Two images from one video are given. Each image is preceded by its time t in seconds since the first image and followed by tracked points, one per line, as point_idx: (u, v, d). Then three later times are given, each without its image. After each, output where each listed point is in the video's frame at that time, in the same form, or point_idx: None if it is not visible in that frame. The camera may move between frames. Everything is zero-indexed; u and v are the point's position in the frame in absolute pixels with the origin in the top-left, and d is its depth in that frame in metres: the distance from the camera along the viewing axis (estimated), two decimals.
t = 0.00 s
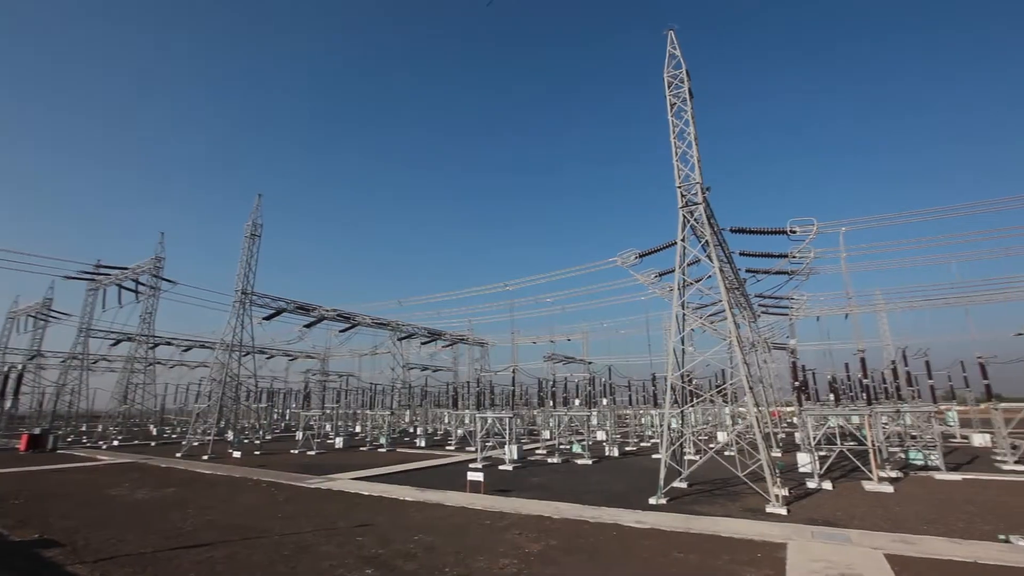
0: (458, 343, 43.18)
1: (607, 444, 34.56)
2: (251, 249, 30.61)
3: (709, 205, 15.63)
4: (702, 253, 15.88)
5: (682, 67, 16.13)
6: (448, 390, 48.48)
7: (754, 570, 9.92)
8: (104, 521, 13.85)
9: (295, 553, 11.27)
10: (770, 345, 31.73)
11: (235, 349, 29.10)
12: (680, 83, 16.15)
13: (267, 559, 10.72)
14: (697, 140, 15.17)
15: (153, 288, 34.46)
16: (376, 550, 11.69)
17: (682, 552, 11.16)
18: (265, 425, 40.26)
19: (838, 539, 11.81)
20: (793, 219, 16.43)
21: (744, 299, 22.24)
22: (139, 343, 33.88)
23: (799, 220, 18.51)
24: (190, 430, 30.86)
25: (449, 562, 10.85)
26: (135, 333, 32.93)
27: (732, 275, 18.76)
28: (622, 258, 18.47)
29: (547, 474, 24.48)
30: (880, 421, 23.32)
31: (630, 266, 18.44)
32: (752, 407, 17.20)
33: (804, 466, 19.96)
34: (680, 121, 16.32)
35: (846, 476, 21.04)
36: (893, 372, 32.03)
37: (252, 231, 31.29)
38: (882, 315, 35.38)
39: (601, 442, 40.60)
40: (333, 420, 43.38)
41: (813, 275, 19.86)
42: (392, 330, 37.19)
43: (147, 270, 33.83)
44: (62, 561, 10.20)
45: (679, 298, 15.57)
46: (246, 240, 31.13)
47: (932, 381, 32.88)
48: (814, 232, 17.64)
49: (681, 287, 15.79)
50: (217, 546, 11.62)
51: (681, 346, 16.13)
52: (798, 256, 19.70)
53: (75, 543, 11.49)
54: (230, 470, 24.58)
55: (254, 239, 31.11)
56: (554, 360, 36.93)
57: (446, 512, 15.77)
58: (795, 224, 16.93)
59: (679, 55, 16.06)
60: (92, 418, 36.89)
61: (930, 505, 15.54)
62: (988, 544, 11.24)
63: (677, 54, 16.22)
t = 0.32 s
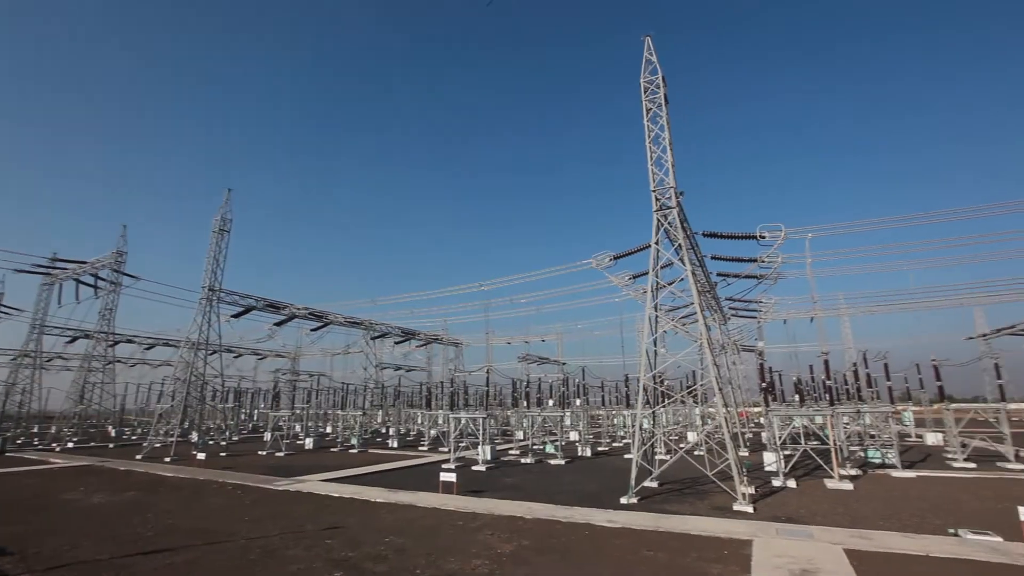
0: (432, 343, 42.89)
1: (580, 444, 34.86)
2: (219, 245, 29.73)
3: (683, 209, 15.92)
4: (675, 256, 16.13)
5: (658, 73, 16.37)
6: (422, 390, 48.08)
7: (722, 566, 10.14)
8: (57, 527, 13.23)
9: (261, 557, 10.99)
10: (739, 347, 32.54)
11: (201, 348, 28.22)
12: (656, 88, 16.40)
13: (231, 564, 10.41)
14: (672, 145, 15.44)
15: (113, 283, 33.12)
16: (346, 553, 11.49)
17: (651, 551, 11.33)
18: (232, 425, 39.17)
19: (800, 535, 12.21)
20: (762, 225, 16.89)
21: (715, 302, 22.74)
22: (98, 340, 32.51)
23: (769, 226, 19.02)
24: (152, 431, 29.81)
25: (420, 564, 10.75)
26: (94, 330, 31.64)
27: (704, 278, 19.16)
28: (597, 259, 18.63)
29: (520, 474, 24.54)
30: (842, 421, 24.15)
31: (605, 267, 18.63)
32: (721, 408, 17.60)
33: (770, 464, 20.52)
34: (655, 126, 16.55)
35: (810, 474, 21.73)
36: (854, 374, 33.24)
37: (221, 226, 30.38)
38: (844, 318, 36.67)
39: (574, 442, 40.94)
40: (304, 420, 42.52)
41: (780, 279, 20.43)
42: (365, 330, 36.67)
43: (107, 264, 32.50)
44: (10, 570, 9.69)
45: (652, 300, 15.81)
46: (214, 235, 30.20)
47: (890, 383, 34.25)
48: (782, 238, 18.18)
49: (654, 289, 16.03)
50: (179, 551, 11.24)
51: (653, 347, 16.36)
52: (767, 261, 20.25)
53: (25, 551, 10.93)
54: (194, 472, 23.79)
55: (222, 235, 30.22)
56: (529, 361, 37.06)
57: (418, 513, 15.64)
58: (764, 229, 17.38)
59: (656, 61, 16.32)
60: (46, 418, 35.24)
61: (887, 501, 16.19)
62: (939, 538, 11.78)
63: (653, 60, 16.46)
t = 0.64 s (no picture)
0: (406, 343, 42.48)
1: (553, 444, 35.03)
2: (185, 240, 28.75)
3: (657, 213, 16.16)
4: (648, 258, 16.32)
5: (635, 78, 16.56)
6: (395, 390, 47.54)
7: (691, 564, 10.31)
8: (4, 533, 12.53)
9: (226, 562, 10.65)
10: (709, 349, 33.26)
11: (164, 346, 27.23)
12: (633, 94, 16.62)
13: (193, 570, 10.04)
14: (647, 150, 15.65)
15: (70, 278, 31.68)
16: (314, 556, 11.24)
17: (622, 549, 11.44)
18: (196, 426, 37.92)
19: (766, 531, 12.52)
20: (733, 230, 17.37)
21: (687, 304, 23.15)
22: (52, 337, 31.05)
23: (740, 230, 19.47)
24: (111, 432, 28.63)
25: (390, 566, 10.59)
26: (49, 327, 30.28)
27: (676, 281, 19.50)
28: (572, 261, 18.75)
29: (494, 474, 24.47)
30: (806, 421, 24.90)
31: (580, 268, 18.74)
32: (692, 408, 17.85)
33: (738, 463, 20.98)
34: (631, 130, 16.75)
35: (775, 473, 22.33)
36: (818, 376, 34.32)
37: (188, 221, 29.40)
38: (809, 322, 37.84)
39: (547, 442, 41.13)
40: (272, 421, 41.51)
41: (750, 283, 20.95)
42: (337, 329, 36.07)
43: (64, 257, 31.07)
44: None
45: (626, 302, 15.99)
46: (180, 230, 29.19)
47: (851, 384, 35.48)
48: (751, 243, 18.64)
49: (628, 291, 16.20)
50: (137, 557, 10.79)
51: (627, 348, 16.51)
52: (737, 265, 20.73)
53: None
54: (154, 475, 22.92)
55: (189, 229, 29.24)
56: (503, 361, 37.10)
57: (390, 515, 15.44)
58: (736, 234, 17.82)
59: (633, 66, 16.54)
60: None
61: (847, 498, 16.74)
62: (896, 533, 12.22)
63: (630, 65, 16.65)
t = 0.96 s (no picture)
0: (378, 342, 41.93)
1: (526, 444, 35.08)
2: (147, 234, 27.66)
3: (630, 216, 16.36)
4: (621, 261, 16.50)
5: (611, 83, 16.73)
6: (366, 390, 46.86)
7: (659, 561, 10.46)
8: None
9: (186, 568, 10.28)
10: (680, 350, 33.89)
11: (123, 343, 26.13)
12: (609, 97, 16.79)
13: None
14: (621, 154, 15.84)
15: (22, 271, 30.08)
16: (280, 561, 10.95)
17: (591, 548, 11.51)
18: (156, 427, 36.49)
19: (731, 529, 12.82)
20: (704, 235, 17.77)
21: (659, 306, 23.53)
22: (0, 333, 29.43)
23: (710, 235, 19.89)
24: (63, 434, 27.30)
25: (359, 569, 10.41)
26: None
27: (648, 283, 19.80)
28: (546, 262, 18.82)
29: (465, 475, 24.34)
30: (771, 421, 25.60)
31: (554, 270, 18.81)
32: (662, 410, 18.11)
33: (706, 463, 21.40)
34: (607, 134, 16.91)
35: (741, 472, 22.89)
36: (782, 377, 35.40)
37: (151, 214, 28.29)
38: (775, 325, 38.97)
39: (519, 443, 41.20)
40: (238, 422, 40.32)
41: (719, 287, 21.44)
42: (307, 327, 35.30)
43: (15, 249, 29.52)
44: None
45: (599, 303, 16.12)
46: (142, 222, 28.08)
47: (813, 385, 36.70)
48: (721, 247, 19.09)
49: (601, 293, 16.35)
50: (91, 565, 10.31)
51: (599, 350, 16.63)
52: (707, 269, 21.18)
53: None
54: (110, 478, 21.92)
55: (152, 223, 28.15)
56: (476, 362, 37.03)
57: (359, 517, 15.18)
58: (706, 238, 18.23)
59: (609, 70, 16.74)
60: None
61: (808, 496, 17.29)
62: (853, 529, 12.69)
63: (607, 69, 16.81)
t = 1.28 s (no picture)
0: (348, 341, 41.20)
1: (496, 445, 35.01)
2: (103, 226, 26.40)
3: (603, 218, 16.52)
4: (593, 263, 16.64)
5: (586, 86, 16.86)
6: (334, 391, 45.96)
7: (627, 560, 10.57)
8: None
9: None
10: (649, 352, 34.43)
11: (75, 340, 24.90)
12: (583, 101, 16.93)
13: None
14: (595, 158, 15.98)
15: None
16: (241, 566, 10.58)
17: (560, 548, 11.54)
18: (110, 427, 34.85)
19: (696, 527, 13.07)
20: (674, 239, 18.17)
21: (630, 308, 23.87)
22: None
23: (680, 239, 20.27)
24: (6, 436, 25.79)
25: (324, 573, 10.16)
26: None
27: (620, 285, 20.05)
28: (519, 263, 18.83)
29: (434, 476, 24.11)
30: (736, 421, 26.24)
31: (527, 271, 18.83)
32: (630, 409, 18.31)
33: (673, 463, 21.76)
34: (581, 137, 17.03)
35: (707, 471, 23.37)
36: (747, 379, 36.42)
37: (108, 205, 27.03)
38: (740, 327, 40.04)
39: (489, 443, 41.13)
40: (199, 423, 38.94)
41: (688, 290, 21.86)
42: (274, 325, 34.37)
43: None
44: None
45: (570, 305, 16.21)
46: (98, 214, 26.81)
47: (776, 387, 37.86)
48: (690, 251, 19.49)
49: (573, 295, 16.46)
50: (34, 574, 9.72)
51: (570, 350, 16.72)
52: (676, 272, 21.57)
53: None
54: (57, 482, 20.79)
55: (108, 214, 26.90)
56: (447, 362, 36.84)
57: (325, 519, 14.84)
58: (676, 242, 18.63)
59: (584, 74, 16.92)
60: None
61: (770, 494, 17.79)
62: (811, 525, 13.14)
63: (582, 73, 16.95)
